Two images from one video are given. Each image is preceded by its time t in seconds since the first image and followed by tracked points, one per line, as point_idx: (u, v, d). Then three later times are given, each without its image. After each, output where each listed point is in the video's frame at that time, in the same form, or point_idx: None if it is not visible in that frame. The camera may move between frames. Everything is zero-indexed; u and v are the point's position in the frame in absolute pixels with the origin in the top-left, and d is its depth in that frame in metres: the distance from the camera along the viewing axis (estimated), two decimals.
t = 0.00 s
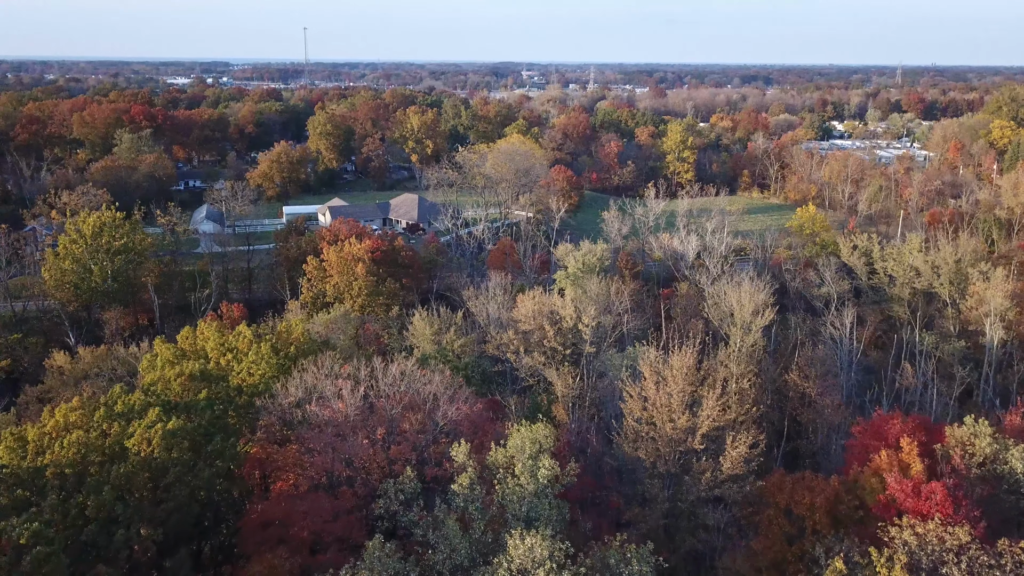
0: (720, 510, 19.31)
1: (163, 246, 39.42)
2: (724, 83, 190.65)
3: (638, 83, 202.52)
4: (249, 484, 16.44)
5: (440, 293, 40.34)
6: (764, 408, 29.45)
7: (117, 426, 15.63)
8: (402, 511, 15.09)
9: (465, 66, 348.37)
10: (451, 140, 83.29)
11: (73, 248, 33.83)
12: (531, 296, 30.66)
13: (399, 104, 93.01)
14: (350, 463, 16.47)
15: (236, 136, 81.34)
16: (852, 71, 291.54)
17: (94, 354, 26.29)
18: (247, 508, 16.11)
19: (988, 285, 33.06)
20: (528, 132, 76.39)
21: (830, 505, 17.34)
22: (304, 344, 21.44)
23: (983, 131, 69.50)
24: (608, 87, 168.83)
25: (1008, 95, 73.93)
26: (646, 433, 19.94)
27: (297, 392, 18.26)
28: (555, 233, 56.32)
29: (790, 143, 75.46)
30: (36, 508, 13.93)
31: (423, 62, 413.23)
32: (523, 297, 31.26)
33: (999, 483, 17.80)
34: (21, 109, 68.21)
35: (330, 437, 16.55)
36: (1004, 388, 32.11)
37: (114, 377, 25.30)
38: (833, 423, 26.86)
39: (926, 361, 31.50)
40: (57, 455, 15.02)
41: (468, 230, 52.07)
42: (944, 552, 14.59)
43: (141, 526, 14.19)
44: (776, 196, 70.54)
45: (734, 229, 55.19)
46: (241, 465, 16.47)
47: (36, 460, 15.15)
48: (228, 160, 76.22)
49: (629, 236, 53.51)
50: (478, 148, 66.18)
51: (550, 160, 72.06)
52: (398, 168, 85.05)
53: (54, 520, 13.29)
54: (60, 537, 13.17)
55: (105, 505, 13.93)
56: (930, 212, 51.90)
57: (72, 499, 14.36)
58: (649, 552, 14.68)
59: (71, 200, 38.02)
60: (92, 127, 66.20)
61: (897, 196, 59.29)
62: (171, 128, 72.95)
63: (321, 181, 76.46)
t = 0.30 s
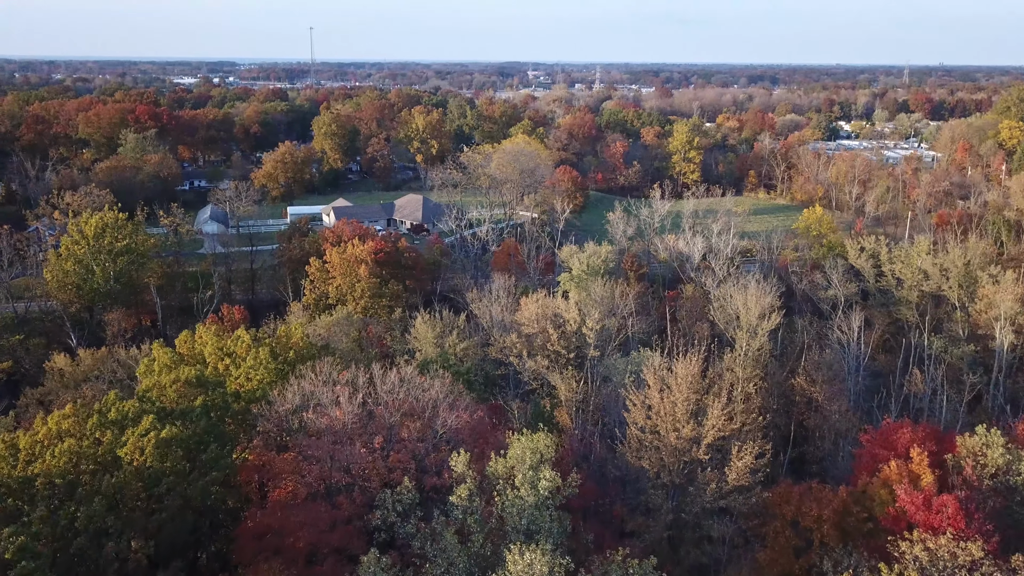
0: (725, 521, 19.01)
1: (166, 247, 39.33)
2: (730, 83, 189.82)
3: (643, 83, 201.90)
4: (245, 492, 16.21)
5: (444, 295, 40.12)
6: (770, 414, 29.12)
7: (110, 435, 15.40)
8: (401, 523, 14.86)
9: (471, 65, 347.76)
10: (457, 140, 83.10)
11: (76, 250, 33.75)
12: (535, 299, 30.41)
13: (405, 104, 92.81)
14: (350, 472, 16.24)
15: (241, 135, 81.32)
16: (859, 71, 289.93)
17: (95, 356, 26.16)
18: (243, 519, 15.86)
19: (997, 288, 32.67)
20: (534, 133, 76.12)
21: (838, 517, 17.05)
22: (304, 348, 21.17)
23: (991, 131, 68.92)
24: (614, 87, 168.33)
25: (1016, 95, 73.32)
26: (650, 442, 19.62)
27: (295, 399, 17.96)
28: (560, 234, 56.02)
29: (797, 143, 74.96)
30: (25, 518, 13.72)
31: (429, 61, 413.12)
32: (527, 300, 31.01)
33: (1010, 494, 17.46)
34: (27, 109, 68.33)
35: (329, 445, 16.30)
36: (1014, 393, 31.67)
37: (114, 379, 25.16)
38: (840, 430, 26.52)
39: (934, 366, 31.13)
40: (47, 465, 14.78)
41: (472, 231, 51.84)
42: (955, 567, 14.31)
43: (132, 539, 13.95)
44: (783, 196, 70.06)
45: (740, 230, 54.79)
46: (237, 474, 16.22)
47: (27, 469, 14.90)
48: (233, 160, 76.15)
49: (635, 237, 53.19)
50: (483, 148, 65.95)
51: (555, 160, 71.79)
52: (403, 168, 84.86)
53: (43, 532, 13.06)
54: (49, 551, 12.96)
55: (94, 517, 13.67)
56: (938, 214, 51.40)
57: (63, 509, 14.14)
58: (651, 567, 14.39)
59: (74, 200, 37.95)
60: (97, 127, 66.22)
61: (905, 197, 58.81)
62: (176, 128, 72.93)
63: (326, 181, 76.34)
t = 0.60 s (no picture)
0: (732, 533, 18.60)
1: (173, 247, 39.42)
2: (740, 83, 188.85)
3: (653, 83, 201.10)
4: (243, 503, 15.94)
5: (450, 297, 39.88)
6: (780, 420, 28.70)
7: (102, 444, 15.18)
8: (399, 536, 14.57)
9: (480, 65, 347.84)
10: (465, 141, 82.94)
11: (81, 250, 33.72)
12: (541, 302, 30.08)
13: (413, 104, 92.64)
14: (348, 482, 15.93)
15: (250, 135, 81.43)
16: (870, 71, 287.88)
17: (98, 359, 26.08)
18: (239, 530, 15.56)
19: (1012, 292, 32.10)
20: (542, 133, 75.83)
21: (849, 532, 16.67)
22: (304, 353, 20.85)
23: (1004, 132, 68.08)
24: (623, 87, 167.81)
25: None
26: (656, 453, 19.16)
27: (294, 406, 17.65)
28: (567, 235, 55.68)
29: (807, 143, 74.32)
30: (14, 531, 13.52)
31: (438, 62, 413.97)
32: (533, 303, 30.72)
33: None
34: (37, 109, 68.60)
35: (327, 455, 15.98)
36: None
37: (116, 382, 25.05)
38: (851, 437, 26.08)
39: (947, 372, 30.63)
40: (39, 476, 14.58)
41: (479, 232, 51.56)
42: None
43: (124, 552, 13.70)
44: (793, 197, 69.46)
45: (749, 232, 54.30)
46: (233, 484, 15.93)
47: (18, 480, 14.71)
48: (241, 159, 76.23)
49: (643, 238, 52.80)
50: (491, 149, 65.70)
51: (563, 161, 71.49)
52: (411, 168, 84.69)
53: (31, 546, 12.84)
54: (37, 565, 12.75)
55: (84, 530, 13.44)
56: (950, 215, 50.75)
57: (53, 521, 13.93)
58: None
59: (81, 201, 37.97)
60: (106, 126, 66.39)
61: (916, 198, 58.14)
62: (184, 128, 73.07)
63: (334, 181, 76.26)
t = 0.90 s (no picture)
0: (738, 547, 18.16)
1: (178, 248, 39.34)
2: (750, 83, 187.60)
3: (662, 83, 200.07)
4: (239, 513, 15.68)
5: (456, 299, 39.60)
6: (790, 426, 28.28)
7: (94, 454, 14.95)
8: (395, 550, 14.27)
9: (489, 64, 347.75)
10: (473, 141, 82.66)
11: (86, 251, 33.63)
12: (547, 305, 29.74)
13: (421, 104, 92.40)
14: (347, 493, 15.65)
15: (258, 135, 81.43)
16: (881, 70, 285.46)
17: (101, 361, 25.94)
18: (235, 541, 15.28)
19: None
20: (550, 133, 75.44)
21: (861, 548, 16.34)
22: (305, 358, 20.54)
23: (1018, 132, 67.20)
24: (633, 87, 167.10)
25: None
26: (661, 465, 18.71)
27: (292, 414, 17.32)
28: (575, 236, 55.28)
29: (817, 144, 73.60)
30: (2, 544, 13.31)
31: (447, 61, 414.39)
32: (539, 306, 30.42)
33: None
34: (46, 108, 68.83)
35: (324, 465, 15.67)
36: None
37: (118, 385, 24.89)
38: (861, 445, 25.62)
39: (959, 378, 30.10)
40: (29, 487, 14.37)
41: (486, 233, 51.27)
42: None
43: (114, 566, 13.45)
44: (803, 198, 68.79)
45: (759, 233, 53.77)
46: (228, 495, 15.63)
47: (9, 490, 14.52)
48: (249, 159, 76.23)
49: (651, 239, 52.36)
50: (498, 149, 65.38)
51: (571, 161, 71.08)
52: (419, 168, 84.43)
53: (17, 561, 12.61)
54: None
55: (73, 544, 13.20)
56: (963, 217, 50.03)
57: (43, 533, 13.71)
58: None
59: (87, 201, 37.92)
60: (114, 126, 66.50)
61: (928, 199, 57.40)
62: (192, 128, 73.16)
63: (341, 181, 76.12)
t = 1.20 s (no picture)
0: (744, 563, 17.73)
1: (183, 249, 39.22)
2: (759, 83, 186.51)
3: (671, 82, 199.09)
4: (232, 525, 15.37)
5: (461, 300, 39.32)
6: (798, 433, 27.90)
7: (83, 465, 14.71)
8: (392, 565, 13.97)
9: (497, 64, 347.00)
10: (480, 140, 82.35)
11: (90, 252, 33.50)
12: (552, 308, 29.39)
13: (428, 104, 92.19)
14: (344, 505, 15.35)
15: (265, 135, 81.37)
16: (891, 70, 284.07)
17: (102, 364, 25.77)
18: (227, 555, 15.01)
19: None
20: (558, 133, 75.04)
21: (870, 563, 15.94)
22: (304, 364, 20.22)
23: None
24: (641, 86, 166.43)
25: None
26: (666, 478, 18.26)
27: (287, 423, 17.03)
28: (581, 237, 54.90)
29: (827, 144, 72.94)
30: None
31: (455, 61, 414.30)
32: (544, 308, 30.08)
33: None
34: (54, 108, 69.00)
35: (321, 477, 15.34)
36: None
37: (118, 388, 24.70)
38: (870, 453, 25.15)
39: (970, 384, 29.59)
40: (16, 499, 14.14)
41: (492, 233, 50.96)
42: None
43: None
44: (812, 198, 68.15)
45: (767, 234, 53.24)
46: (221, 508, 15.35)
47: None
48: (256, 159, 76.18)
49: (658, 240, 51.92)
50: (505, 149, 65.04)
51: (579, 161, 70.68)
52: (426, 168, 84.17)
53: None
54: None
55: (58, 559, 12.95)
56: (975, 218, 49.35)
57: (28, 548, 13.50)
58: None
59: (92, 202, 37.83)
60: (121, 126, 66.54)
61: (938, 200, 56.70)
62: (200, 128, 73.19)
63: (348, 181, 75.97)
